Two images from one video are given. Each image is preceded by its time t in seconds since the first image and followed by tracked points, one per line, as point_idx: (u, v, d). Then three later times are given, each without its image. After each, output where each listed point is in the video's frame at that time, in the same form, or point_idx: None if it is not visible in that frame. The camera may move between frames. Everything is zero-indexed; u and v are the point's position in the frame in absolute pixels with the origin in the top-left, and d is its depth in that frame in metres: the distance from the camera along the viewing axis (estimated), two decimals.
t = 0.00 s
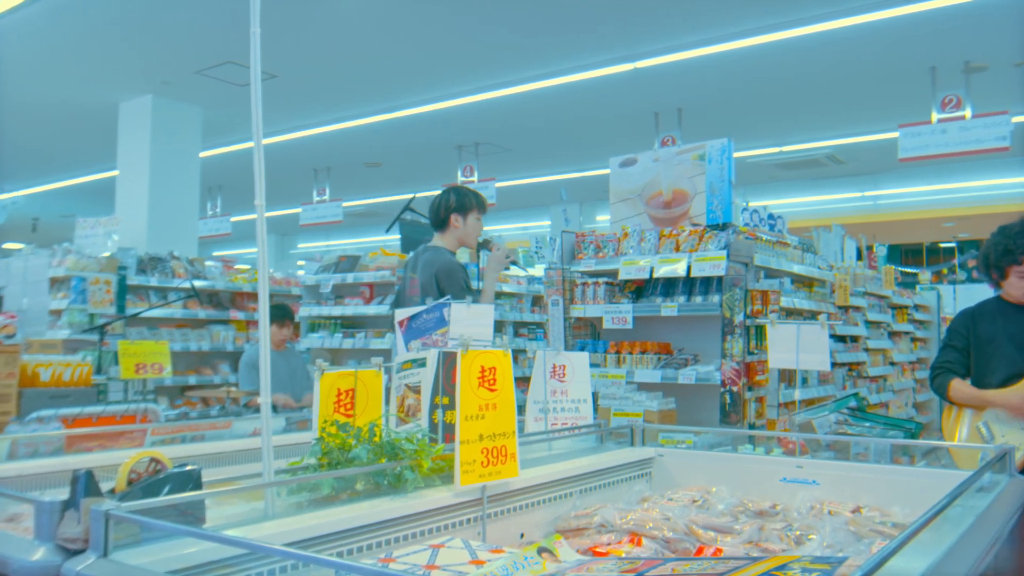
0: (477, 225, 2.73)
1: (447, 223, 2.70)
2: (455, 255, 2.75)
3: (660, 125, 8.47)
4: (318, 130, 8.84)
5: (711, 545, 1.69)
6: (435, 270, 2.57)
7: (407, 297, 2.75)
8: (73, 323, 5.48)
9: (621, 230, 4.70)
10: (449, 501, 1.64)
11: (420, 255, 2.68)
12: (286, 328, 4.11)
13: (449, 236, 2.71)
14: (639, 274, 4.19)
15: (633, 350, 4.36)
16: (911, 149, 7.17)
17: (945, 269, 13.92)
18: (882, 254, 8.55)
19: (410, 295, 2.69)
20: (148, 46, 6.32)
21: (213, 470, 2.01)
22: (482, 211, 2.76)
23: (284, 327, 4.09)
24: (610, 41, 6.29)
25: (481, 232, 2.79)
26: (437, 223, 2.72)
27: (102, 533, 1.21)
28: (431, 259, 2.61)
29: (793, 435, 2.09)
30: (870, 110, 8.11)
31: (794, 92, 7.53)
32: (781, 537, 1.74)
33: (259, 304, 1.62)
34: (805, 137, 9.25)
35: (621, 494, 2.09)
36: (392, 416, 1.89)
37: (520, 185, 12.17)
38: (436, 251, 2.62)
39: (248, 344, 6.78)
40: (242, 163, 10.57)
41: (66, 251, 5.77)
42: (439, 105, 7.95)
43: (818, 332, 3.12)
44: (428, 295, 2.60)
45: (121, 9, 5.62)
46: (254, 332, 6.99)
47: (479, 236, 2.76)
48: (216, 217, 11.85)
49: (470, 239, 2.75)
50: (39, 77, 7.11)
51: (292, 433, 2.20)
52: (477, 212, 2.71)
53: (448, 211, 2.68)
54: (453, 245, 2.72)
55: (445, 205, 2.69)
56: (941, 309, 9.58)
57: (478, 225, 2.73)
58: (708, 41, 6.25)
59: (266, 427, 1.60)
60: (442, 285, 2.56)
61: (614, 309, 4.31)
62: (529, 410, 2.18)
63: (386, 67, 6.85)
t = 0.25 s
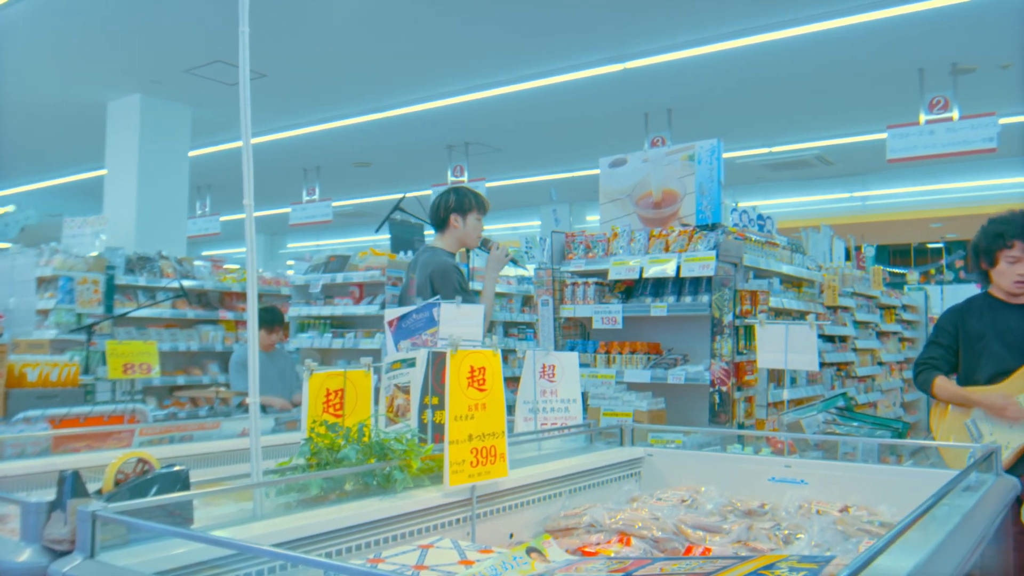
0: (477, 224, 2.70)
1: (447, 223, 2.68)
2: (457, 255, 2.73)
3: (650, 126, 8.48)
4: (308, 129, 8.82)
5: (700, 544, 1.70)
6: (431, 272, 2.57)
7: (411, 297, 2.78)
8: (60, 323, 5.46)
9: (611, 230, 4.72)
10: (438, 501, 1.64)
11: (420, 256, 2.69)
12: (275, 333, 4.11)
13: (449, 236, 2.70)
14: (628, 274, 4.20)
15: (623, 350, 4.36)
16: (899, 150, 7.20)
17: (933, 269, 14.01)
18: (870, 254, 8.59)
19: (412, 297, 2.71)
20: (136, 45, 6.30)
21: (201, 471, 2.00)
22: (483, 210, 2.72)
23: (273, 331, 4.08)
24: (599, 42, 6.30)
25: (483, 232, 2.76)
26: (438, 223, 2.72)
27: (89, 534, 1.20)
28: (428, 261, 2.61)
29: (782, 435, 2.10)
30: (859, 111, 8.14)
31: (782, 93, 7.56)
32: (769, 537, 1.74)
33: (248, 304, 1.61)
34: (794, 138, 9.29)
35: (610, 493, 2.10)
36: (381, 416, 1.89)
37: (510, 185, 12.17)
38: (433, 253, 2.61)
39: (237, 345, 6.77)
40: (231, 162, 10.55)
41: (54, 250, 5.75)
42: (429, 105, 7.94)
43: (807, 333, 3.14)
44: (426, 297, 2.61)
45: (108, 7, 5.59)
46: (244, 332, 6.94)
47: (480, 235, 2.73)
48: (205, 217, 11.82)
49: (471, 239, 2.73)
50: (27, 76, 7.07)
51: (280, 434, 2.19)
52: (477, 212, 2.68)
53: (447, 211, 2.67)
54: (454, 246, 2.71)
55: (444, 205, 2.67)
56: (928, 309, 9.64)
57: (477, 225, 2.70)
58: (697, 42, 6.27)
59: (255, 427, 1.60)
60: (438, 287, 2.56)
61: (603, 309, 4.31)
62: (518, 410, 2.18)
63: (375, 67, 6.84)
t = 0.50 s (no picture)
0: (478, 225, 2.68)
1: (447, 225, 2.68)
2: (459, 256, 2.73)
3: (641, 126, 8.50)
4: (299, 128, 8.79)
5: (690, 544, 1.70)
6: (429, 274, 2.58)
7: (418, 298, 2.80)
8: (49, 322, 5.42)
9: (602, 230, 4.72)
10: (428, 501, 1.64)
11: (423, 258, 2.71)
12: (268, 327, 4.14)
13: (451, 238, 2.69)
14: (619, 274, 4.20)
15: (614, 350, 4.37)
16: (888, 152, 7.12)
17: (922, 269, 14.08)
18: (860, 255, 8.62)
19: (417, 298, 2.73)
20: (126, 43, 6.27)
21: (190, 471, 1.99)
22: (485, 211, 2.69)
23: (265, 327, 4.10)
24: (591, 42, 6.31)
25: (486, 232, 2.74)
26: (440, 225, 2.72)
27: (77, 535, 1.20)
28: (427, 263, 2.62)
29: (772, 435, 2.10)
30: (848, 111, 8.17)
31: (773, 94, 7.58)
32: (759, 536, 1.75)
33: (238, 303, 1.61)
34: (784, 138, 9.31)
35: (600, 493, 2.10)
36: (371, 416, 1.89)
37: (501, 185, 12.17)
38: (432, 254, 2.62)
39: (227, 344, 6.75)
40: (221, 161, 10.51)
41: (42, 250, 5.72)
42: (421, 104, 7.93)
43: (796, 333, 3.14)
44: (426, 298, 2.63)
45: (97, 5, 5.56)
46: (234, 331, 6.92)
47: (482, 236, 2.71)
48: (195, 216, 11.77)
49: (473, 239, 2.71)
50: (15, 74, 7.03)
51: (270, 434, 2.19)
52: (478, 213, 2.66)
53: (446, 213, 2.66)
54: (455, 246, 2.70)
55: (444, 206, 2.67)
56: (918, 309, 9.69)
57: (478, 225, 2.67)
58: (688, 43, 6.28)
59: (245, 428, 1.59)
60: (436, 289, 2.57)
61: (594, 309, 4.34)
62: (509, 410, 2.17)
63: (367, 66, 6.84)
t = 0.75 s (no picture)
0: (484, 225, 2.64)
1: (453, 227, 2.66)
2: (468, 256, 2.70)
3: (632, 126, 8.51)
4: (290, 127, 8.77)
5: (680, 543, 1.71)
6: (433, 275, 2.60)
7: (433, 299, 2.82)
8: (37, 322, 5.39)
9: (592, 230, 4.72)
10: (418, 501, 1.64)
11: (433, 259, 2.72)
12: (259, 331, 4.08)
13: (458, 239, 2.67)
14: (610, 274, 4.21)
15: (604, 350, 4.37)
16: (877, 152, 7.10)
17: (911, 269, 14.15)
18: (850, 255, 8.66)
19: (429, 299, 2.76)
20: (115, 42, 6.24)
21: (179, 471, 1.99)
22: (490, 211, 2.66)
23: (257, 331, 4.04)
24: (581, 42, 6.32)
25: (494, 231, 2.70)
26: (448, 226, 2.71)
27: (64, 536, 1.19)
28: (433, 265, 2.64)
29: (761, 435, 2.11)
30: (837, 112, 8.19)
31: (763, 95, 7.60)
32: (748, 536, 1.75)
33: (227, 303, 1.60)
34: (773, 139, 9.34)
35: (590, 493, 2.11)
36: (362, 416, 1.89)
37: (492, 185, 12.17)
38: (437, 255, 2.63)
39: (217, 344, 6.73)
40: (210, 161, 10.47)
41: (30, 249, 5.70)
42: (412, 104, 7.92)
43: (785, 333, 3.16)
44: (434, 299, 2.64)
45: (86, 4, 5.54)
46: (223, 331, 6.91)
47: (489, 235, 2.67)
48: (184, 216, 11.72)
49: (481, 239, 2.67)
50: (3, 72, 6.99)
51: (259, 434, 2.18)
52: (483, 213, 2.62)
53: (451, 214, 2.64)
54: (463, 247, 2.68)
55: (449, 208, 2.65)
56: (906, 309, 9.74)
57: (484, 225, 2.64)
58: (678, 43, 6.30)
59: (233, 428, 1.58)
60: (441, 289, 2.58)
61: (585, 309, 4.32)
62: (499, 410, 2.17)
63: (357, 66, 6.83)
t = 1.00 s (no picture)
0: (492, 223, 2.67)
1: (462, 226, 2.70)
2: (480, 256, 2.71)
3: (622, 126, 8.52)
4: (280, 127, 8.75)
5: (670, 543, 1.71)
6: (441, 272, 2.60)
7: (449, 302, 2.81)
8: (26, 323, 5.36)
9: (583, 231, 4.73)
10: (407, 502, 1.64)
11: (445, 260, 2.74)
12: (247, 326, 4.10)
13: (469, 239, 2.70)
14: (600, 274, 4.21)
15: (594, 350, 4.38)
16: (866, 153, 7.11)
17: (900, 269, 14.21)
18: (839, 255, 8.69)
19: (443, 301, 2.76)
20: (104, 40, 6.21)
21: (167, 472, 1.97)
22: (498, 208, 2.68)
23: (245, 325, 4.06)
24: (572, 43, 6.32)
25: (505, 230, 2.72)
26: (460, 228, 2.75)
27: (51, 537, 1.19)
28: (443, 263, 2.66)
29: (750, 435, 2.12)
30: (827, 113, 8.22)
31: (754, 95, 7.62)
32: (738, 535, 1.76)
33: (216, 302, 1.60)
34: (763, 140, 9.37)
35: (581, 493, 2.11)
36: (352, 416, 1.89)
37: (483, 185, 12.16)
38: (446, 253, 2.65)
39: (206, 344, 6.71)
40: (200, 160, 10.43)
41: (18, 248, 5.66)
42: (403, 104, 7.91)
43: (774, 333, 3.17)
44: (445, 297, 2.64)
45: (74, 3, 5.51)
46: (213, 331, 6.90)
47: (498, 233, 2.69)
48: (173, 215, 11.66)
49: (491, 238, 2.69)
50: None
51: (248, 434, 2.18)
52: (490, 211, 2.65)
53: (460, 214, 2.69)
54: (475, 247, 2.71)
55: (458, 208, 2.70)
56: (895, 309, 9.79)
57: (492, 223, 2.66)
58: (669, 44, 6.31)
59: (222, 428, 1.58)
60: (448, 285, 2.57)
61: (575, 309, 4.32)
62: (489, 410, 2.17)
63: (347, 65, 6.81)
